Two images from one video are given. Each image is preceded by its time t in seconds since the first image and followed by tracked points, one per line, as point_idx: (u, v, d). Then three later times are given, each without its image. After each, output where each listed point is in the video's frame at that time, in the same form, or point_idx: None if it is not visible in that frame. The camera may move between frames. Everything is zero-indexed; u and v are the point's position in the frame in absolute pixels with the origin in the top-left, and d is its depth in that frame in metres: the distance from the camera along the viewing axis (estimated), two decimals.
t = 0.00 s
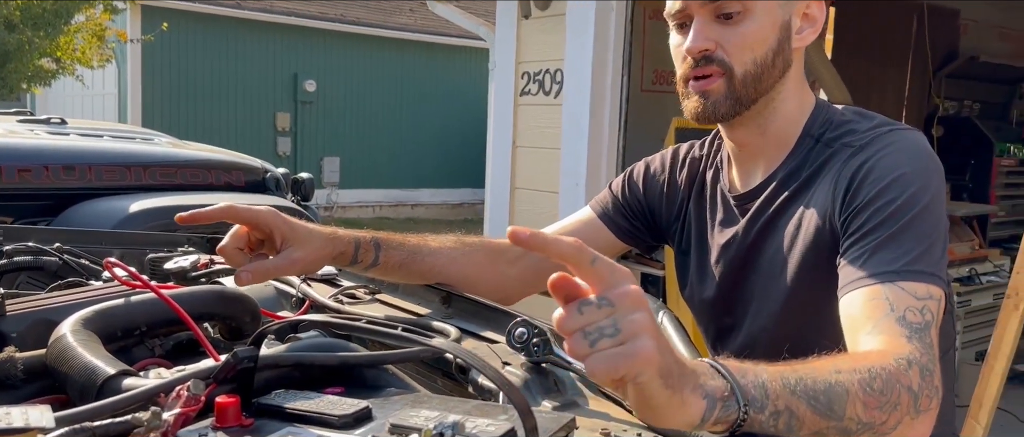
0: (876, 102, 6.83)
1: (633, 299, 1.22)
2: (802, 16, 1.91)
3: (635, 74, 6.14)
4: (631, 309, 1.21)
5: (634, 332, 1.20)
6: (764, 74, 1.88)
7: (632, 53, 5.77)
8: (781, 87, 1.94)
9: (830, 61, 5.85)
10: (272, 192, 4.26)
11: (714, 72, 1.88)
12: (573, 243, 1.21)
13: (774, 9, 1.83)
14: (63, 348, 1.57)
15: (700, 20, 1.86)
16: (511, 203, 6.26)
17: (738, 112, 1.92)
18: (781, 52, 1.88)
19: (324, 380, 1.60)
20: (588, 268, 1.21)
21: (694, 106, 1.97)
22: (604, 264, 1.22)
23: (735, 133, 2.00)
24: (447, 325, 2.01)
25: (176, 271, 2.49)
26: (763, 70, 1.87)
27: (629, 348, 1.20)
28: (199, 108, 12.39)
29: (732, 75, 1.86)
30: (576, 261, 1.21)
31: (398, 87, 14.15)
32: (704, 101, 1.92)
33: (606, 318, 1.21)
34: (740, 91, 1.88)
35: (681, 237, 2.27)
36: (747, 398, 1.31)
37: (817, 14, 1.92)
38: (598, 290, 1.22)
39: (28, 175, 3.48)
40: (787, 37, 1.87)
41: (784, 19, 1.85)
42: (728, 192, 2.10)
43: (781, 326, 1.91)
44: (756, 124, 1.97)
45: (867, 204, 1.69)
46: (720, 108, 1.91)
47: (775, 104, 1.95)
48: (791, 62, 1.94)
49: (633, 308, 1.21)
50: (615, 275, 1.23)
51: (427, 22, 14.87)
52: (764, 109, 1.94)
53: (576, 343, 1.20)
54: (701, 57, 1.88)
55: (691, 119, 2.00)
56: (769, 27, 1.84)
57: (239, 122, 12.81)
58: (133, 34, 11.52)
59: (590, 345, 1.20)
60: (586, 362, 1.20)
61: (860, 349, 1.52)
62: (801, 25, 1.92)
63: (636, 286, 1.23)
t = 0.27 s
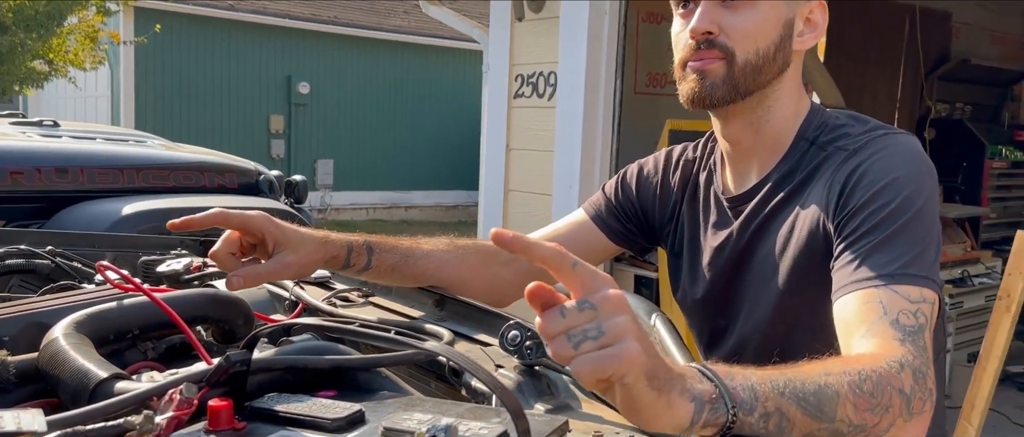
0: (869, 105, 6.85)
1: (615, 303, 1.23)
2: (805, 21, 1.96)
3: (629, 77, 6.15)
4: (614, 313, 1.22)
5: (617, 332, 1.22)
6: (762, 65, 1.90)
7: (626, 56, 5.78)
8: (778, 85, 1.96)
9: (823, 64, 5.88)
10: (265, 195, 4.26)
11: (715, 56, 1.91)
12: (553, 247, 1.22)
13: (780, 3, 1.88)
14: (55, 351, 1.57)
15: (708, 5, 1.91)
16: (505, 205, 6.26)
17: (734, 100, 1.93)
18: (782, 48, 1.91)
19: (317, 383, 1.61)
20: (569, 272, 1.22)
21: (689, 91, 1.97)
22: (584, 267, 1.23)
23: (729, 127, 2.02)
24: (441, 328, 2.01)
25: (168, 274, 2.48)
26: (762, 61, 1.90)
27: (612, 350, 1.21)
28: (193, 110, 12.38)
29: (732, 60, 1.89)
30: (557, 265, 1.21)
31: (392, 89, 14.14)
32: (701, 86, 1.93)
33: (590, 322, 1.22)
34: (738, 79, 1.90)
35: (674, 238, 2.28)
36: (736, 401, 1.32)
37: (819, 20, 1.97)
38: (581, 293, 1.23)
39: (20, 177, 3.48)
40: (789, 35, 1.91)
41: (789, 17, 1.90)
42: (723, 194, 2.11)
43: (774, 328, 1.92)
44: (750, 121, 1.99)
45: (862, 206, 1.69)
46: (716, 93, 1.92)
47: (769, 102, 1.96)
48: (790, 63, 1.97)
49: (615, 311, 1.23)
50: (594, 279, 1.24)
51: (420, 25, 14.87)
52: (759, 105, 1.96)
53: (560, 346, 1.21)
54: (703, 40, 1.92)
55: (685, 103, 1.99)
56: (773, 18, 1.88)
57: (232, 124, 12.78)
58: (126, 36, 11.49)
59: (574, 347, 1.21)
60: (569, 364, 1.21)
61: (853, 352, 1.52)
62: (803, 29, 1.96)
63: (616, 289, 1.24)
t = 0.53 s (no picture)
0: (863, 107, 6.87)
1: (600, 314, 1.24)
2: (802, 29, 1.99)
3: (623, 80, 6.17)
4: (599, 323, 1.24)
5: (604, 347, 1.22)
6: (760, 70, 1.92)
7: (620, 58, 5.79)
8: (774, 92, 1.97)
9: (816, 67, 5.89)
10: (259, 198, 4.26)
11: (713, 60, 1.93)
12: (538, 256, 1.23)
13: (778, 10, 1.92)
14: (46, 356, 1.56)
15: (707, 9, 1.94)
16: (499, 208, 6.26)
17: (730, 105, 1.95)
18: (779, 55, 1.94)
19: (308, 388, 1.61)
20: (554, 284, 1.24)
21: (686, 95, 1.99)
22: (571, 278, 1.25)
23: (724, 132, 2.03)
24: (432, 332, 2.01)
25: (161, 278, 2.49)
26: (760, 67, 1.92)
27: (599, 364, 1.22)
28: (188, 113, 12.37)
29: (730, 64, 1.91)
30: (544, 274, 1.23)
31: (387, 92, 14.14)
32: (698, 90, 1.95)
33: (576, 334, 1.23)
34: (736, 83, 1.92)
35: (669, 243, 2.28)
36: (725, 406, 1.32)
37: (816, 29, 2.00)
38: (565, 303, 1.25)
39: (13, 180, 3.47)
40: (786, 42, 1.95)
41: (787, 23, 1.94)
42: (716, 200, 2.11)
43: (767, 331, 1.92)
44: (744, 127, 2.00)
45: (853, 212, 1.70)
46: (714, 97, 1.94)
47: (764, 108, 1.98)
48: (786, 70, 1.99)
49: (601, 322, 1.24)
50: (581, 289, 1.25)
51: (416, 27, 14.87)
52: (754, 111, 1.97)
53: (547, 357, 1.22)
54: (702, 42, 1.95)
55: (682, 107, 2.01)
56: (771, 24, 1.92)
57: (227, 127, 12.77)
58: (121, 38, 11.48)
59: (560, 359, 1.22)
60: (559, 375, 1.22)
61: (844, 353, 1.52)
62: (800, 37, 1.99)
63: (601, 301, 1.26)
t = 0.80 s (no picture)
0: (859, 109, 6.88)
1: (601, 321, 1.25)
2: (801, 37, 1.98)
3: (619, 82, 6.18)
4: (600, 331, 1.24)
5: (608, 353, 1.23)
6: (755, 79, 1.91)
7: (616, 61, 5.80)
8: (771, 99, 1.97)
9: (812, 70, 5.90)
10: (256, 200, 4.25)
11: (709, 66, 1.92)
12: (538, 263, 1.26)
13: (776, 18, 1.90)
14: (40, 360, 1.57)
15: (704, 15, 1.93)
16: (495, 211, 6.27)
17: (723, 111, 1.94)
18: (775, 63, 1.93)
19: (302, 391, 1.61)
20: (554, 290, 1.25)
21: (681, 99, 1.98)
22: (571, 284, 1.27)
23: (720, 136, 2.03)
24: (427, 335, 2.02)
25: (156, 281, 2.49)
26: (756, 75, 1.91)
27: (600, 370, 1.23)
28: (184, 115, 12.36)
29: (725, 72, 1.90)
30: (545, 284, 1.25)
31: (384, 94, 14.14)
32: (693, 95, 1.95)
33: (575, 341, 1.24)
34: (730, 90, 1.91)
35: (666, 246, 2.29)
36: (718, 408, 1.32)
37: (815, 37, 1.99)
38: (565, 311, 1.26)
39: (9, 183, 3.47)
40: (783, 50, 1.93)
41: (785, 32, 1.92)
42: (714, 204, 2.12)
43: (762, 334, 1.93)
44: (741, 133, 2.00)
45: (847, 216, 1.71)
46: (708, 103, 1.93)
47: (761, 114, 1.97)
48: (783, 77, 1.98)
49: (602, 329, 1.25)
50: (581, 295, 1.27)
51: (412, 29, 14.87)
52: (751, 116, 1.97)
53: (546, 362, 1.23)
54: (698, 49, 1.93)
55: (677, 112, 2.01)
56: (768, 33, 1.90)
57: (223, 129, 12.76)
58: (117, 41, 11.48)
59: (560, 365, 1.23)
60: (559, 381, 1.23)
61: (835, 354, 1.53)
62: (798, 45, 1.98)
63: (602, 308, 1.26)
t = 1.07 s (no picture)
0: (855, 111, 6.90)
1: (589, 323, 1.25)
2: (802, 43, 1.99)
3: (616, 85, 6.19)
4: (588, 332, 1.25)
5: (596, 355, 1.24)
6: (753, 82, 1.93)
7: (613, 63, 5.82)
8: (767, 103, 1.98)
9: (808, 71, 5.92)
10: (254, 203, 4.26)
11: (705, 67, 1.95)
12: (527, 266, 1.25)
13: (775, 22, 1.92)
14: (39, 363, 1.57)
15: (704, 18, 1.95)
16: (493, 213, 6.27)
17: (718, 113, 1.96)
18: (773, 67, 1.94)
19: (301, 394, 1.62)
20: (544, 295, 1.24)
21: (678, 99, 2.01)
22: (560, 288, 1.26)
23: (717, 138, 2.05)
24: (424, 337, 2.03)
25: (153, 284, 2.51)
26: (753, 78, 1.92)
27: (589, 372, 1.24)
28: (182, 117, 12.37)
29: (722, 74, 1.93)
30: (534, 288, 1.24)
31: (381, 96, 14.16)
32: (690, 95, 1.97)
33: (565, 343, 1.24)
34: (727, 91, 1.93)
35: (665, 248, 2.30)
36: (713, 410, 1.33)
37: (815, 43, 1.99)
38: (555, 315, 1.26)
39: (6, 186, 3.48)
40: (781, 56, 1.94)
41: (784, 38, 1.94)
42: (711, 206, 2.13)
43: (757, 335, 1.94)
44: (737, 136, 2.02)
45: (842, 219, 1.72)
46: (704, 103, 1.96)
47: (758, 118, 1.99)
48: (781, 82, 2.00)
49: (590, 331, 1.25)
50: (569, 297, 1.27)
51: (410, 31, 14.88)
52: (748, 119, 1.99)
53: (535, 367, 1.24)
54: (697, 50, 1.96)
55: (674, 113, 2.03)
56: (767, 37, 1.92)
57: (221, 131, 12.77)
58: (115, 43, 11.48)
59: (550, 369, 1.24)
60: (549, 385, 1.23)
61: (830, 356, 1.54)
62: (799, 50, 1.98)
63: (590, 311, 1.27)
